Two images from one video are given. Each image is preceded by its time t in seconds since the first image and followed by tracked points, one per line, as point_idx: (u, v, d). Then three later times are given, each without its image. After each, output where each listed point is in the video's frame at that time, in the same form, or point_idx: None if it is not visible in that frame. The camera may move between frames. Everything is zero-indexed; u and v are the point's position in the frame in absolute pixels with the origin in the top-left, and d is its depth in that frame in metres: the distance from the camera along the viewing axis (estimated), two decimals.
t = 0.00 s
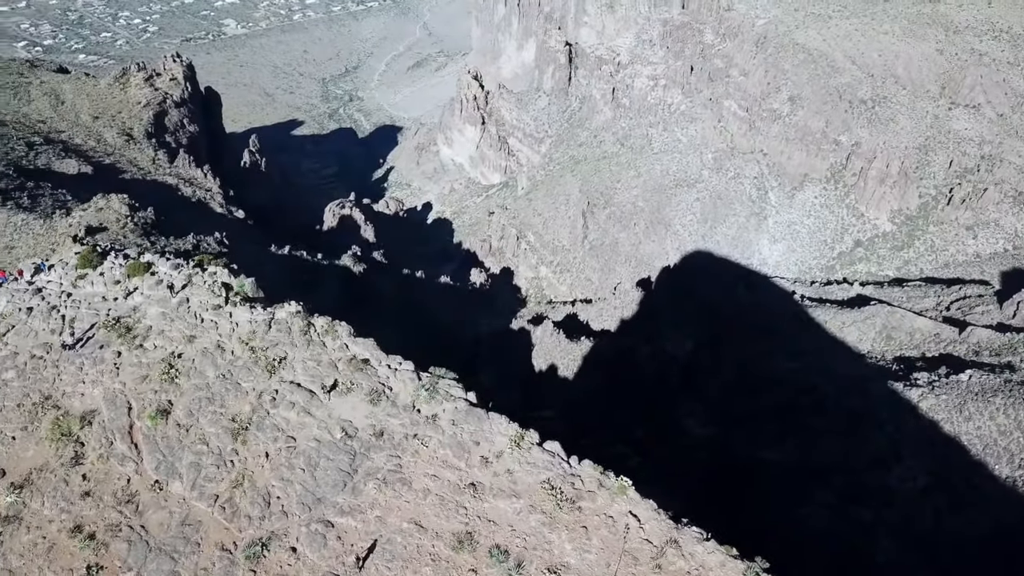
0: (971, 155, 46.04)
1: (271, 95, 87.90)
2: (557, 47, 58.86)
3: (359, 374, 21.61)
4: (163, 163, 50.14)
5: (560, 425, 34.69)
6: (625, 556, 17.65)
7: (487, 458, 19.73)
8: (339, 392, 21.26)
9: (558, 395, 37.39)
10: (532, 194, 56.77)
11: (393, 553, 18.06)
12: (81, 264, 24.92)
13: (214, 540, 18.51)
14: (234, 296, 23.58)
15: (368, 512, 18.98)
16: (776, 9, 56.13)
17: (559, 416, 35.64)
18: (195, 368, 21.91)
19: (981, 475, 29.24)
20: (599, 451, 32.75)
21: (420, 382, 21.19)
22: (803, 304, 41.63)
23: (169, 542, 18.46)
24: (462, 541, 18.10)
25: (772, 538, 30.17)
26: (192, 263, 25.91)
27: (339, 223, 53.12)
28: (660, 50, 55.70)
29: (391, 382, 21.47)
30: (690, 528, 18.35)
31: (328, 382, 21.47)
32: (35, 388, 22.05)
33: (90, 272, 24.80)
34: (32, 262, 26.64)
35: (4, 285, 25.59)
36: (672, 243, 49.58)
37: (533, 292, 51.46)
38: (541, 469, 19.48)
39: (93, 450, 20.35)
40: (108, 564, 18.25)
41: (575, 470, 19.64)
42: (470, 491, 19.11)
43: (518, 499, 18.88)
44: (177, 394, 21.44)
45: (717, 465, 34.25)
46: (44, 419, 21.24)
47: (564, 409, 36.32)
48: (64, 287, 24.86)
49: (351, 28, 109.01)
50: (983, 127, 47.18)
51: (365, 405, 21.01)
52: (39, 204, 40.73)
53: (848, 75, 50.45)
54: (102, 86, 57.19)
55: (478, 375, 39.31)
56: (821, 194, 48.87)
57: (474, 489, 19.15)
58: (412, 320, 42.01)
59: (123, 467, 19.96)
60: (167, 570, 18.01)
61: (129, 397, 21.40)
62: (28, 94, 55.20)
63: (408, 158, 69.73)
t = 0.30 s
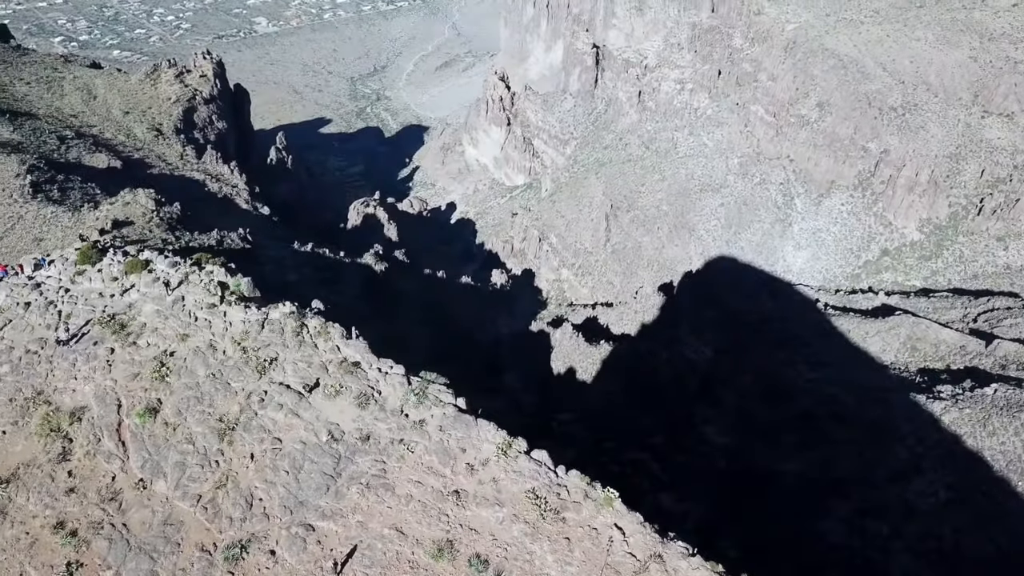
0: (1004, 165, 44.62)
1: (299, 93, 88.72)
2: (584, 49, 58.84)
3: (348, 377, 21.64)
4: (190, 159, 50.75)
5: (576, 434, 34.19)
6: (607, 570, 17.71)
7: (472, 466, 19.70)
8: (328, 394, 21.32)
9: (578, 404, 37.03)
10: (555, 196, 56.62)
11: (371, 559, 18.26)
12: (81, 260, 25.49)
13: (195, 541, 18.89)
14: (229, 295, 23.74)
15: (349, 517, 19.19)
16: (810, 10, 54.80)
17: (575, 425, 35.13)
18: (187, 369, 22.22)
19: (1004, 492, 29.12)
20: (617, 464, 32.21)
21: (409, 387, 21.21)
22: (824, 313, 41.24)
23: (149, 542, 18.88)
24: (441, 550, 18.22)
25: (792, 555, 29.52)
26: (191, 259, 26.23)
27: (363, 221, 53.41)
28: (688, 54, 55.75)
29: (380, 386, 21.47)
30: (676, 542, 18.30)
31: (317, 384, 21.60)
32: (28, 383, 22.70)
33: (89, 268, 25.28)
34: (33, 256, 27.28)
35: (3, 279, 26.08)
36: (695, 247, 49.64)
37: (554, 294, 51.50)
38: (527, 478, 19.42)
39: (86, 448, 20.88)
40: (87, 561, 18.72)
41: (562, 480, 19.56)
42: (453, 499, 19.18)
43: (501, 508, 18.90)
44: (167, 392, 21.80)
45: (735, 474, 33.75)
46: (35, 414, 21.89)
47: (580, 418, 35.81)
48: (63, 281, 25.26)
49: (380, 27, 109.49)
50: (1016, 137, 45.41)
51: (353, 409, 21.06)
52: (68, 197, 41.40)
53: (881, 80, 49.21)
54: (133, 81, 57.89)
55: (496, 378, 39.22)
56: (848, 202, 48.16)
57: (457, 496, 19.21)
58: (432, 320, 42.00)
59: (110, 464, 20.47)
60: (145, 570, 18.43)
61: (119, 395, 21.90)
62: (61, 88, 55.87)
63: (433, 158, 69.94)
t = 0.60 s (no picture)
0: None
1: (327, 91, 89.39)
2: (611, 51, 58.83)
3: (338, 379, 22.81)
4: (217, 155, 51.17)
5: (594, 438, 34.84)
6: None
7: (456, 473, 20.74)
8: (317, 397, 22.45)
9: (597, 407, 37.22)
10: (578, 197, 56.46)
11: (349, 564, 19.25)
12: (81, 256, 26.87)
13: (175, 541, 20.16)
14: (225, 295, 25.09)
15: (330, 520, 20.26)
16: (842, 13, 54.06)
17: (594, 430, 35.59)
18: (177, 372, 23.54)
19: None
20: (632, 470, 33.39)
21: (399, 391, 22.21)
22: (850, 321, 40.45)
23: (130, 540, 20.21)
24: (420, 557, 19.14)
25: (804, 567, 30.05)
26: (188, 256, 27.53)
27: (386, 220, 53.80)
28: (715, 57, 55.28)
29: (368, 389, 22.59)
30: (661, 556, 18.94)
31: (306, 387, 22.74)
32: (22, 377, 24.41)
33: (87, 265, 26.69)
34: (33, 252, 28.79)
35: (6, 275, 27.95)
36: (719, 253, 49.15)
37: (575, 296, 51.48)
38: (512, 486, 20.35)
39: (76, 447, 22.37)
40: (68, 558, 20.04)
41: (548, 489, 20.38)
42: (435, 505, 20.17)
43: (483, 516, 19.82)
44: (156, 391, 23.22)
45: (751, 483, 33.50)
46: (25, 409, 23.55)
47: (599, 423, 36.22)
48: (62, 279, 26.89)
49: (409, 27, 109.95)
50: None
51: (341, 412, 22.20)
52: (96, 191, 41.98)
53: (911, 86, 48.59)
54: (163, 78, 58.49)
55: (514, 380, 38.96)
56: (875, 210, 47.36)
57: (440, 503, 20.20)
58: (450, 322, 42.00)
59: (95, 462, 21.97)
60: (124, 568, 19.69)
61: (108, 392, 23.42)
62: (93, 84, 56.55)
63: (458, 158, 70.03)
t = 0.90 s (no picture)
0: None
1: (355, 90, 89.87)
2: (638, 54, 58.62)
3: (326, 382, 22.81)
4: (244, 152, 51.62)
5: (611, 443, 34.21)
6: None
7: (440, 479, 20.59)
8: (305, 399, 22.55)
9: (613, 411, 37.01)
10: (600, 201, 56.36)
11: (326, 569, 19.38)
12: (80, 253, 27.71)
13: (155, 540, 20.55)
14: (219, 293, 25.35)
15: (310, 524, 20.38)
16: (876, 17, 53.00)
17: (611, 435, 35.01)
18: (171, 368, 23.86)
19: None
20: (648, 474, 32.62)
21: (387, 395, 22.19)
22: (873, 330, 39.97)
23: (110, 539, 20.67)
24: (398, 564, 19.14)
25: None
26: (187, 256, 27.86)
27: (410, 220, 53.74)
28: (743, 62, 54.81)
29: (357, 393, 22.61)
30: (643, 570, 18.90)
31: (295, 389, 22.86)
32: (15, 372, 25.14)
33: (86, 262, 27.47)
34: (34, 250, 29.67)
35: (6, 269, 28.74)
36: (742, 258, 49.01)
37: (596, 299, 51.63)
38: (495, 495, 20.19)
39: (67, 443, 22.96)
40: (48, 554, 20.68)
41: (532, 498, 20.20)
42: (417, 512, 20.10)
43: (464, 524, 19.70)
44: (145, 388, 23.56)
45: (767, 493, 33.14)
46: (16, 403, 24.27)
47: (615, 427, 35.70)
48: (60, 275, 27.63)
49: (438, 27, 110.15)
50: None
51: (327, 414, 22.25)
52: (124, 185, 42.58)
53: (941, 93, 47.75)
54: (193, 75, 59.08)
55: (531, 381, 38.84)
56: (903, 218, 46.67)
57: (421, 510, 20.12)
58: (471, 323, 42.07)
59: (81, 459, 22.54)
60: (103, 566, 20.21)
61: (99, 389, 23.84)
62: (124, 79, 57.25)
63: (482, 158, 70.12)
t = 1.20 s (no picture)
0: None
1: (382, 89, 90.32)
2: (665, 57, 58.28)
3: (316, 384, 22.90)
4: (269, 149, 52.03)
5: (628, 448, 33.94)
6: None
7: (423, 486, 20.52)
8: (293, 400, 22.58)
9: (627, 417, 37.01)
10: (624, 203, 56.23)
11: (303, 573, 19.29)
12: (80, 248, 28.04)
13: (135, 540, 20.58)
14: (215, 293, 25.38)
15: (291, 527, 20.29)
16: (908, 23, 51.94)
17: (627, 440, 34.88)
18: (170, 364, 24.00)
19: None
20: (664, 481, 32.55)
21: (375, 400, 22.30)
22: (896, 341, 39.49)
23: (91, 536, 20.75)
24: (375, 570, 19.02)
25: None
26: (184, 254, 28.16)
27: (432, 220, 53.91)
28: (771, 66, 53.89)
29: (345, 396, 22.61)
30: None
31: (283, 390, 22.91)
32: (9, 367, 25.13)
33: (85, 258, 27.76)
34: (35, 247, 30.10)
35: (7, 265, 28.96)
36: (765, 265, 48.49)
37: (616, 303, 51.62)
38: (477, 503, 20.10)
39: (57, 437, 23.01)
40: (29, 550, 20.75)
41: (516, 508, 20.05)
42: (398, 518, 20.01)
43: (445, 532, 19.59)
44: (135, 386, 23.64)
45: (783, 502, 32.79)
46: (8, 397, 24.32)
47: (630, 432, 35.70)
48: (59, 270, 27.82)
49: (466, 27, 110.26)
50: None
51: (315, 416, 22.27)
52: (151, 180, 43.13)
53: (973, 100, 47.01)
54: (222, 72, 59.57)
55: (549, 385, 38.71)
56: (931, 227, 45.96)
57: (402, 516, 20.03)
58: (491, 324, 42.10)
59: (67, 456, 22.64)
60: (82, 563, 20.27)
61: (90, 386, 23.93)
62: (154, 75, 57.88)
63: (506, 159, 70.12)
